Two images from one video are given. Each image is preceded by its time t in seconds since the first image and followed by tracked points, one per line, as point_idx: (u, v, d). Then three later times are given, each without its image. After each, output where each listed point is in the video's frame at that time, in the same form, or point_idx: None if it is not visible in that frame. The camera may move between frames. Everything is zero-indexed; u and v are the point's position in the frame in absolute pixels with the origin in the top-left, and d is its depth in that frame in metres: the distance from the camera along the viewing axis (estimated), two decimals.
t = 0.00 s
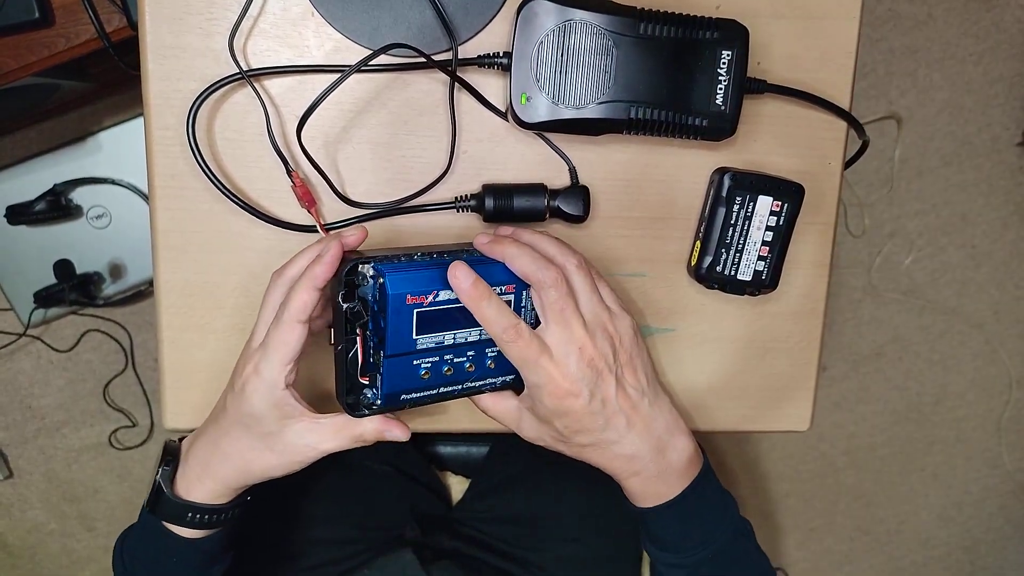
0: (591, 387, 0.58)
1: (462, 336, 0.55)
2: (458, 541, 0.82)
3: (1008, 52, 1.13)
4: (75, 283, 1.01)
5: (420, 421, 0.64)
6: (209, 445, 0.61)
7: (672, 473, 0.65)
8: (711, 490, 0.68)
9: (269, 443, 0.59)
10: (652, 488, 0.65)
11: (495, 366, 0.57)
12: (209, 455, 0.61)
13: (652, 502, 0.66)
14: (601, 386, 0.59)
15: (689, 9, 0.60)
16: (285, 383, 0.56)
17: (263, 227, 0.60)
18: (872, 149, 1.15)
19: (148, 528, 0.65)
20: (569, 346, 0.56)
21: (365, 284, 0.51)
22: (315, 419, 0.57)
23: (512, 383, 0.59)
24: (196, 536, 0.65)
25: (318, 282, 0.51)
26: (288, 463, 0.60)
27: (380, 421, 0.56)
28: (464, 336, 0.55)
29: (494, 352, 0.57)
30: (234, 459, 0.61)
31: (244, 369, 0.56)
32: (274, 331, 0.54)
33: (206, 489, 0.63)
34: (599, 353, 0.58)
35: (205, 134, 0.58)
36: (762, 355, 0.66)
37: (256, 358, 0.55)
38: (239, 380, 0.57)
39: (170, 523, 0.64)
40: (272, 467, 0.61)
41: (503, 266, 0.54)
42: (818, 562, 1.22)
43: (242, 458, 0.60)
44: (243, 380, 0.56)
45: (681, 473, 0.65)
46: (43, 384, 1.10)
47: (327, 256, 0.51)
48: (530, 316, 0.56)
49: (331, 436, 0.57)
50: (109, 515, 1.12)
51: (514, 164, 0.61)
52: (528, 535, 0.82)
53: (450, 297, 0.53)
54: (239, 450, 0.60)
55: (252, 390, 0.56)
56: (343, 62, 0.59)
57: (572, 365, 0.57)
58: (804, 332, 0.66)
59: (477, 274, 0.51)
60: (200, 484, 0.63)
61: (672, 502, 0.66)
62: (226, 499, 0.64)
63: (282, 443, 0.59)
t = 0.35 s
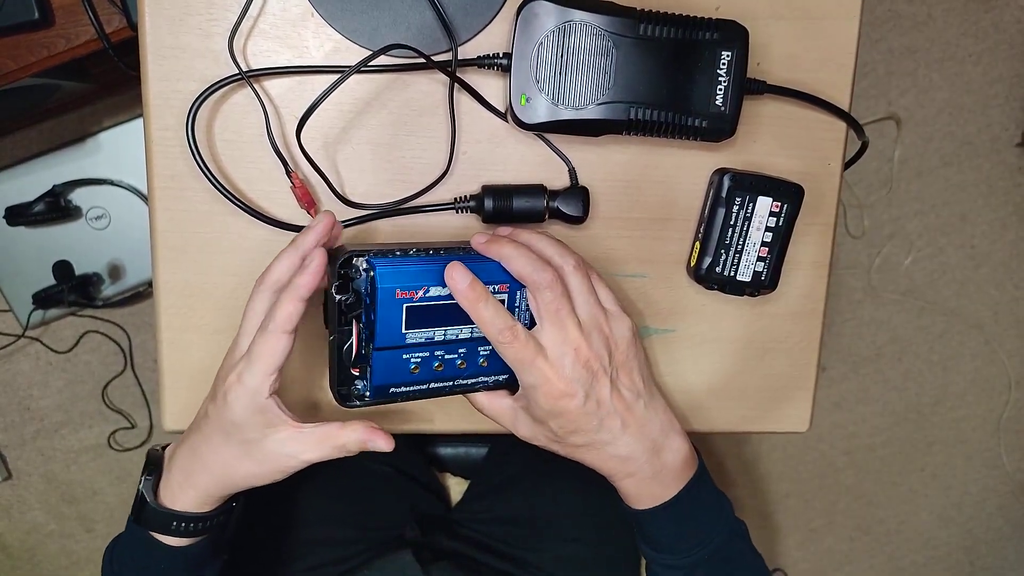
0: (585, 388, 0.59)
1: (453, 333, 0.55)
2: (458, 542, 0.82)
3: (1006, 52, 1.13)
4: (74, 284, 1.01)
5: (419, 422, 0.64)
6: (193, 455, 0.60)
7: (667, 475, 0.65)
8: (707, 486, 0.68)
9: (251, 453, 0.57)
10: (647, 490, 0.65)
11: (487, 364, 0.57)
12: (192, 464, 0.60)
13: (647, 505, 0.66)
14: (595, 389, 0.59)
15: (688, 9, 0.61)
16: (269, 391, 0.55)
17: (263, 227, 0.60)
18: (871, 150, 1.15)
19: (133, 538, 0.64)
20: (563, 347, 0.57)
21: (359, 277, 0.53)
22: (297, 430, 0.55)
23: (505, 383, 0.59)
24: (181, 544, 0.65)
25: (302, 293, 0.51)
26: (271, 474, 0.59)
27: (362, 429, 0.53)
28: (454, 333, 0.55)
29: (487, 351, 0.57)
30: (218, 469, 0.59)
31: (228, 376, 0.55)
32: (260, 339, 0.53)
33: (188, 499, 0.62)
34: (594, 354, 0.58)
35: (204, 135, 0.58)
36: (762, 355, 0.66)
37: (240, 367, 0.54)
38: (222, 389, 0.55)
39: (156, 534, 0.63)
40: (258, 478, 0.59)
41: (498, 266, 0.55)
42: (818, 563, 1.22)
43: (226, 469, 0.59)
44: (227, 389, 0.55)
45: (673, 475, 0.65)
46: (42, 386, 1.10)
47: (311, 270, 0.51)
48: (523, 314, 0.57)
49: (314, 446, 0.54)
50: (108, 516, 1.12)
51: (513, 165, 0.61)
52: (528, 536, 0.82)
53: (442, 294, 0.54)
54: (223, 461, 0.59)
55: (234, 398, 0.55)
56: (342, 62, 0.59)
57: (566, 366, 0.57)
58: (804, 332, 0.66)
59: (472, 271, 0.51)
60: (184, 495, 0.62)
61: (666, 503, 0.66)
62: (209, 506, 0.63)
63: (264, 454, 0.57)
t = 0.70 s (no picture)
0: (567, 387, 0.60)
1: (437, 322, 0.59)
2: (458, 540, 0.82)
3: (1007, 52, 1.13)
4: (75, 282, 1.01)
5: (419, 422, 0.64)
6: (279, 459, 0.60)
7: (653, 482, 0.65)
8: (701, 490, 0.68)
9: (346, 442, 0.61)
10: (637, 496, 0.66)
11: (472, 357, 0.60)
12: (276, 472, 0.60)
13: (636, 509, 0.67)
14: (579, 389, 0.61)
15: (689, 9, 0.61)
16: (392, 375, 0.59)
17: (263, 227, 0.60)
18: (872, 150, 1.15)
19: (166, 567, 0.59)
20: (544, 345, 0.59)
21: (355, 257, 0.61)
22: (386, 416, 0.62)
23: (495, 380, 0.61)
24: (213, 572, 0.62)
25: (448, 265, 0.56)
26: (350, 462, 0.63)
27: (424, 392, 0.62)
28: (438, 323, 0.59)
29: (471, 344, 0.60)
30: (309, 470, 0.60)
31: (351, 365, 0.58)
32: (399, 326, 0.56)
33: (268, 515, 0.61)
34: (577, 355, 0.60)
35: (205, 134, 0.58)
36: (763, 356, 0.66)
37: (372, 356, 0.57)
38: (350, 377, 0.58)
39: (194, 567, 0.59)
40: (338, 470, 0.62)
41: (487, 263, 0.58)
42: (818, 562, 1.22)
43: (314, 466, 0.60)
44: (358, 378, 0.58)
45: (664, 483, 0.66)
46: (43, 384, 1.10)
47: (443, 240, 0.55)
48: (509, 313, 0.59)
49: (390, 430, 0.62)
50: (109, 514, 1.12)
51: (514, 165, 0.61)
52: (528, 535, 0.82)
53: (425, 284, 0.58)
54: (319, 458, 0.60)
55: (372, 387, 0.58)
56: (343, 62, 0.59)
57: (548, 366, 0.59)
58: (804, 332, 0.66)
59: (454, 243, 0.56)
60: (260, 510, 0.60)
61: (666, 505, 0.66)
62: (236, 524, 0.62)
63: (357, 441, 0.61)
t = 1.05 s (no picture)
0: (556, 393, 0.61)
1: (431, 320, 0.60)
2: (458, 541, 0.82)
3: (1006, 53, 1.13)
4: (74, 286, 1.00)
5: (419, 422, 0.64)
6: (311, 437, 0.60)
7: (647, 494, 0.65)
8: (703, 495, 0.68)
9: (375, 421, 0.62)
10: (627, 508, 0.66)
11: (463, 357, 0.61)
12: (308, 449, 0.60)
13: (627, 520, 0.66)
14: (566, 396, 0.61)
15: (689, 10, 0.61)
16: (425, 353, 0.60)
17: (262, 229, 0.60)
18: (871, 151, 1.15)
19: (196, 541, 0.58)
20: (531, 350, 0.59)
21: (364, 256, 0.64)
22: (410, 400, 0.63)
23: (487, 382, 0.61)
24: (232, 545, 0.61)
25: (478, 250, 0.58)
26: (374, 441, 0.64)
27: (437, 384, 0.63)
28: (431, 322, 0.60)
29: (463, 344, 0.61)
30: (339, 446, 0.62)
31: (386, 342, 0.59)
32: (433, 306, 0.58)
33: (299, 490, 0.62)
34: (564, 362, 0.60)
35: (204, 136, 0.58)
36: (762, 357, 0.66)
37: (407, 335, 0.59)
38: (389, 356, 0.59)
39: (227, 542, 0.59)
40: (364, 448, 0.63)
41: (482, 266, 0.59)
42: (819, 563, 1.22)
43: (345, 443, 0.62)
44: (393, 356, 0.59)
45: (655, 497, 0.65)
46: (42, 386, 1.10)
47: (477, 229, 0.57)
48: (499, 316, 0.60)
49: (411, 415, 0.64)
50: (108, 516, 1.12)
51: (513, 166, 0.61)
52: (528, 536, 0.82)
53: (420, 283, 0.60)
54: (353, 434, 0.61)
55: (407, 365, 0.59)
56: (342, 63, 0.59)
57: (535, 371, 0.60)
58: (803, 333, 0.66)
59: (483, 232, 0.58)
60: (292, 486, 0.61)
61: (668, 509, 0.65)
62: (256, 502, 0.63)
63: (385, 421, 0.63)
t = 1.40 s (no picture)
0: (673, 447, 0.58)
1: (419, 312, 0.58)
2: (457, 541, 0.82)
3: (1006, 53, 1.13)
4: (74, 286, 1.01)
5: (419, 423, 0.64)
6: (292, 429, 0.60)
7: (737, 535, 0.66)
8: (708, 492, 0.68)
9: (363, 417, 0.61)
10: (715, 549, 0.66)
11: (448, 351, 0.59)
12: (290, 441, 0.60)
13: (710, 560, 0.67)
14: (678, 451, 0.59)
15: (689, 11, 0.61)
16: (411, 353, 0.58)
17: (262, 228, 0.60)
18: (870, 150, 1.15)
19: (190, 530, 0.61)
20: (646, 402, 0.57)
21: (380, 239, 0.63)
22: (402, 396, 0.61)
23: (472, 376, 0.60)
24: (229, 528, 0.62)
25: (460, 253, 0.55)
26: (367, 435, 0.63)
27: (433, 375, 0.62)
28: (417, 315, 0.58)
29: (448, 339, 0.58)
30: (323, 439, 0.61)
31: (366, 341, 0.57)
32: (414, 307, 0.55)
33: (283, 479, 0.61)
34: (688, 419, 0.57)
35: (204, 136, 0.58)
36: (762, 356, 0.66)
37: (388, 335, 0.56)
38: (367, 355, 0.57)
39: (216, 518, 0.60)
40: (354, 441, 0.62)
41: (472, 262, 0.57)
42: (818, 562, 1.22)
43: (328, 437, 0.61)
44: (372, 355, 0.57)
45: (734, 538, 0.67)
46: (42, 386, 1.10)
47: (463, 230, 0.54)
48: (483, 313, 0.57)
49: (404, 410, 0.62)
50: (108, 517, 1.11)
51: (513, 166, 0.61)
52: (528, 537, 0.82)
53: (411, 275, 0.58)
54: (333, 429, 0.60)
55: (386, 366, 0.57)
56: (342, 63, 0.59)
57: (691, 385, 0.57)
58: (803, 333, 0.66)
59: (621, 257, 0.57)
60: (273, 476, 0.61)
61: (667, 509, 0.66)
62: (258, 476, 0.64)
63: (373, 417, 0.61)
